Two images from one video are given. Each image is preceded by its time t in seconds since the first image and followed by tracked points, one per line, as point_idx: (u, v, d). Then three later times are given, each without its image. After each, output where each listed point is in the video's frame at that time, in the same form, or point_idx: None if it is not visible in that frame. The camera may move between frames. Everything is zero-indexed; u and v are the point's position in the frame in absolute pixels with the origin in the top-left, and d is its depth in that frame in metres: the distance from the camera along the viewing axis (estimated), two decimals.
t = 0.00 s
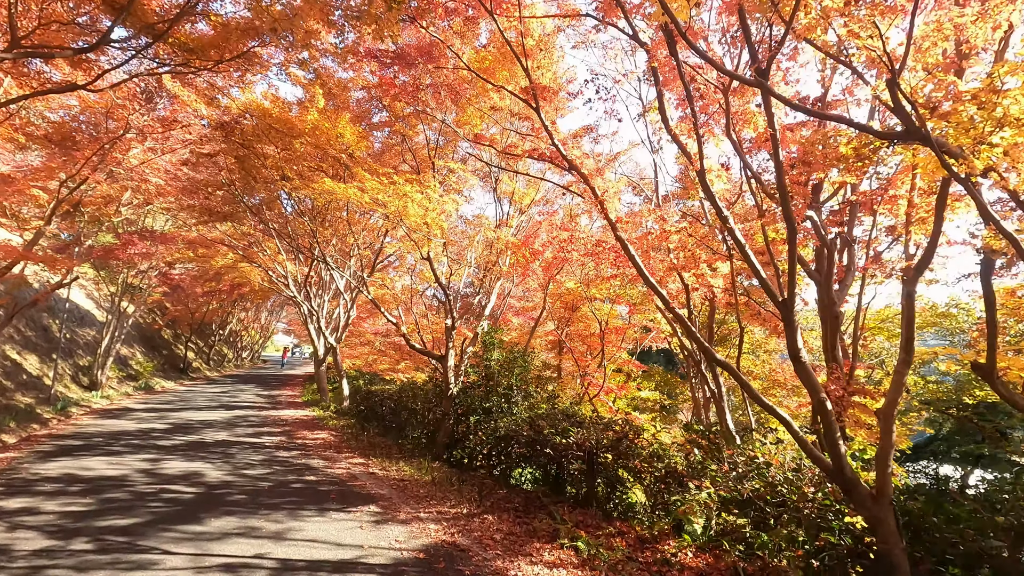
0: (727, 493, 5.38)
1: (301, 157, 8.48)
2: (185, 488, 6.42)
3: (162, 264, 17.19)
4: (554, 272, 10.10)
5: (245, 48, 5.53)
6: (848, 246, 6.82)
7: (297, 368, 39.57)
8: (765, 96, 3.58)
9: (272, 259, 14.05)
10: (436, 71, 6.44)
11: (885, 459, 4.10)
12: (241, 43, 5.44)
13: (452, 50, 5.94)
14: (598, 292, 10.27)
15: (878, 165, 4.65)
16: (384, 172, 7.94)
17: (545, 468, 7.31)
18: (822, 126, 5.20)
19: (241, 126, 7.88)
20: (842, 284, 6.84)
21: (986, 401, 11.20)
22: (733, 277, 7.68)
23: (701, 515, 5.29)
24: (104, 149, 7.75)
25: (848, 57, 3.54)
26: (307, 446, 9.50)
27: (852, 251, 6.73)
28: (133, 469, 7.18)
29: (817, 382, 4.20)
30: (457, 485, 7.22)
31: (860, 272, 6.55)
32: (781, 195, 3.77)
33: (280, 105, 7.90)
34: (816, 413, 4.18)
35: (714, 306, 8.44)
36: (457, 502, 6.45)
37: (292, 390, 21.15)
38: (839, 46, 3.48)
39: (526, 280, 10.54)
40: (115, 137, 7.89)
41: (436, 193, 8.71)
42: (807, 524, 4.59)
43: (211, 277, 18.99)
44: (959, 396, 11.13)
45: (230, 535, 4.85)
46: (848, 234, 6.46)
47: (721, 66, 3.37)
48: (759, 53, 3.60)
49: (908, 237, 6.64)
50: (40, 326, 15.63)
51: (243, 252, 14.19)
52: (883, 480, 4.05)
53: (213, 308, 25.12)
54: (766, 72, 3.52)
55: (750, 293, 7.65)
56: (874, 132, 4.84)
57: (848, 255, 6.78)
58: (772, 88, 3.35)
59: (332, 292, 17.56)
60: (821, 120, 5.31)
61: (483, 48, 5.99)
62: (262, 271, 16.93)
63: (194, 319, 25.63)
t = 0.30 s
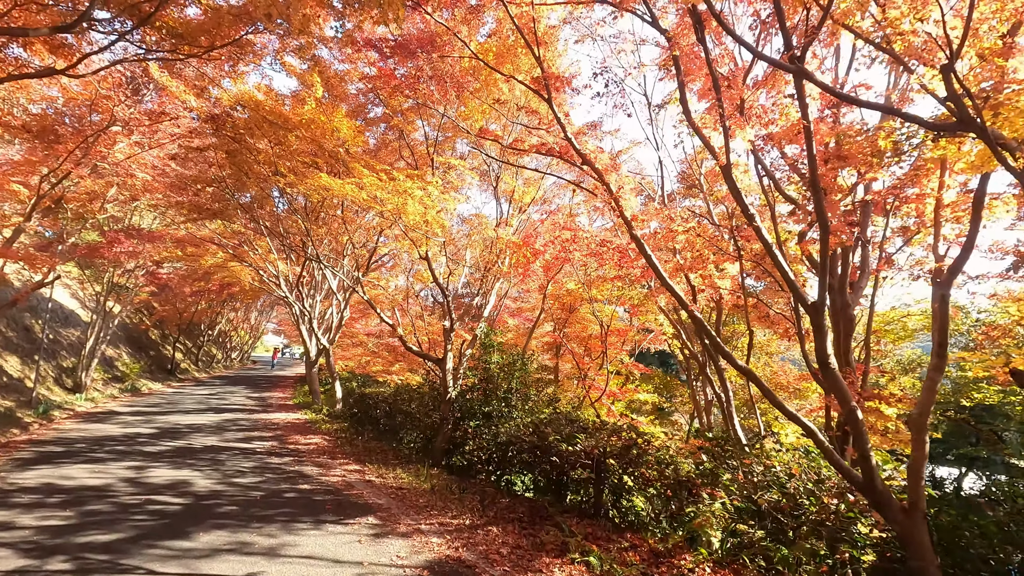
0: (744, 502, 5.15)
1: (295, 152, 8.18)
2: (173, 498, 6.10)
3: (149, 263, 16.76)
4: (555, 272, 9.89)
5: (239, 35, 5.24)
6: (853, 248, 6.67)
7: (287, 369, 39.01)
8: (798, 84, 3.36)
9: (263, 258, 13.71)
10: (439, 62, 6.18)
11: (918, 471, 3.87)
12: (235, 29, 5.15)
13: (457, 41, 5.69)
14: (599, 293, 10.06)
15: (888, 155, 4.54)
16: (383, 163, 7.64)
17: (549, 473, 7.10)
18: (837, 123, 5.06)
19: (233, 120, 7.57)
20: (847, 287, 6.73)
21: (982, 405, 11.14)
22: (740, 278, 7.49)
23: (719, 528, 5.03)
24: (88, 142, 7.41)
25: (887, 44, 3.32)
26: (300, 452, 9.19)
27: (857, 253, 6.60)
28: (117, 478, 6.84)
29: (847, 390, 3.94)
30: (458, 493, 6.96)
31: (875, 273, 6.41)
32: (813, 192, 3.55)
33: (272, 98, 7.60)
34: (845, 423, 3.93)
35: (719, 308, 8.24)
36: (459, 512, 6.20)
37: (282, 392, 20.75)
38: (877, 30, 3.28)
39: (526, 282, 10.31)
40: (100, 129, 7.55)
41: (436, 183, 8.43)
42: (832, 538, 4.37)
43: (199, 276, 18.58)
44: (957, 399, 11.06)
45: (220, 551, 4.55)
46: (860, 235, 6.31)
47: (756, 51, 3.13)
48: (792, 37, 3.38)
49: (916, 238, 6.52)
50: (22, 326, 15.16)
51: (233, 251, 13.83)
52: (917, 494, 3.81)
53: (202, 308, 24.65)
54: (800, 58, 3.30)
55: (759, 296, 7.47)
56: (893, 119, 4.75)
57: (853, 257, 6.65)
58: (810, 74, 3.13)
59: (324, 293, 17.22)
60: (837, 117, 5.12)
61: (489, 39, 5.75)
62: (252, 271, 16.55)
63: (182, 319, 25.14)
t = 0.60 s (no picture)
0: (761, 507, 4.93)
1: (289, 144, 7.89)
2: (158, 505, 5.76)
3: (134, 260, 16.29)
4: (556, 270, 9.68)
5: (233, 13, 4.96)
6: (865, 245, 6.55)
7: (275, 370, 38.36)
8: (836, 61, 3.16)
9: (253, 256, 13.35)
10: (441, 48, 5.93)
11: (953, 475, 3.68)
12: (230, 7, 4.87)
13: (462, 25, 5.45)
14: (600, 292, 9.86)
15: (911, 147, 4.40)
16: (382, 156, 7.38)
17: (551, 476, 6.89)
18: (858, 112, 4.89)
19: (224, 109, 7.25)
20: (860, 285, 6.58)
21: (979, 406, 11.12)
22: (747, 275, 7.33)
23: (736, 533, 4.80)
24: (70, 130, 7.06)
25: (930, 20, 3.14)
26: (292, 455, 8.87)
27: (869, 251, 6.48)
28: (99, 483, 6.48)
29: (878, 389, 3.74)
30: (459, 498, 6.70)
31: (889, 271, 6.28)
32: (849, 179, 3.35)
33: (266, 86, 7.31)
34: (877, 424, 3.73)
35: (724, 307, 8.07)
36: (461, 519, 5.94)
37: (271, 394, 20.33)
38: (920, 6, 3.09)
39: (526, 280, 10.09)
40: (83, 117, 7.20)
41: (438, 174, 8.17)
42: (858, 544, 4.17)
43: (186, 275, 18.14)
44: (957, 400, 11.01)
45: (210, 563, 4.25)
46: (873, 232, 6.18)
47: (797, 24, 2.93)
48: (830, 12, 3.18)
49: (927, 235, 6.42)
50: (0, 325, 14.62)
51: (222, 248, 13.45)
52: (952, 499, 3.62)
53: (188, 307, 24.10)
54: (840, 33, 3.09)
55: (767, 294, 7.31)
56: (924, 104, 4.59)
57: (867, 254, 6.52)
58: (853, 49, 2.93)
59: (315, 292, 16.86)
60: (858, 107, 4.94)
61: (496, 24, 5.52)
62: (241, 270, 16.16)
63: (168, 319, 24.57)
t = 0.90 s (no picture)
0: (780, 518, 4.72)
1: (283, 139, 7.60)
2: (143, 519, 5.43)
3: (119, 260, 15.84)
4: (557, 271, 9.48)
5: None
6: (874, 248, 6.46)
7: (265, 372, 37.81)
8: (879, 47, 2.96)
9: (243, 256, 12.99)
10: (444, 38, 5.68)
11: (992, 489, 3.48)
12: None
13: (466, 15, 5.20)
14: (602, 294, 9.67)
15: (934, 144, 4.27)
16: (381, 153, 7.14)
17: (555, 484, 6.69)
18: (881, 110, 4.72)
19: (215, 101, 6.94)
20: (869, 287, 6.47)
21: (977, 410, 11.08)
22: (757, 278, 7.16)
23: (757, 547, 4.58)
24: (51, 123, 6.72)
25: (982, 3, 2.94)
26: (284, 462, 8.54)
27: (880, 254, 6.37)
28: (80, 495, 6.13)
29: (914, 397, 3.55)
30: (460, 508, 6.44)
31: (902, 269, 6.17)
32: (893, 172, 3.13)
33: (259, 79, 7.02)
34: (913, 434, 3.53)
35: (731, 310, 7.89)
36: (464, 531, 5.68)
37: (261, 396, 19.92)
38: None
39: (526, 282, 9.87)
40: (64, 110, 6.86)
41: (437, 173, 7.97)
42: (888, 560, 3.94)
43: (174, 276, 17.69)
44: (959, 403, 10.91)
45: None
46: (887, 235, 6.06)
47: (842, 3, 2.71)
48: None
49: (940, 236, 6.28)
50: None
51: (211, 247, 13.07)
52: (992, 513, 3.42)
53: (176, 308, 23.60)
54: (886, 14, 2.88)
55: (777, 297, 7.14)
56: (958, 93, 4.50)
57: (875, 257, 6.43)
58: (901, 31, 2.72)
59: (306, 293, 16.49)
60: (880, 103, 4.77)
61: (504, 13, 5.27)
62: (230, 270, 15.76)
63: (155, 321, 24.04)
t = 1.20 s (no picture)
0: (801, 525, 4.50)
1: (276, 128, 7.29)
2: (125, 527, 5.09)
3: (102, 256, 15.35)
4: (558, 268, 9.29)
5: None
6: (872, 244, 6.40)
7: (252, 373, 37.18)
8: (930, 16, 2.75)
9: (232, 252, 12.61)
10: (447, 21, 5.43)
11: None
12: None
13: None
14: (602, 293, 9.51)
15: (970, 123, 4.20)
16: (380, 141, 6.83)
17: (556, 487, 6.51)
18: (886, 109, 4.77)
19: (204, 86, 6.62)
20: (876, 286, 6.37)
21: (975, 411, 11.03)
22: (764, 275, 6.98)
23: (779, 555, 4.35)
24: (28, 107, 6.36)
25: None
26: (274, 466, 8.19)
27: (875, 252, 6.34)
28: (57, 501, 5.76)
29: (956, 398, 3.35)
30: (461, 513, 6.17)
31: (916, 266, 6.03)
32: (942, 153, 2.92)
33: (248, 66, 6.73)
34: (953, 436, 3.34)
35: (739, 307, 7.69)
36: (467, 538, 5.40)
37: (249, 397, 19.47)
38: None
39: (525, 280, 9.64)
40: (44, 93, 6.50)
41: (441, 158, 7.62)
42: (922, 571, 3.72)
43: (159, 273, 17.20)
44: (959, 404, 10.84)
45: None
46: (901, 231, 5.93)
47: None
48: None
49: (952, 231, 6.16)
50: None
51: (198, 243, 12.68)
52: None
53: (161, 306, 23.04)
54: None
55: (784, 295, 6.98)
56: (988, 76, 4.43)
57: (870, 255, 6.37)
58: None
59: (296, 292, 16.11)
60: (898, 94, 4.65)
61: None
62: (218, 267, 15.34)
63: (139, 319, 23.45)
